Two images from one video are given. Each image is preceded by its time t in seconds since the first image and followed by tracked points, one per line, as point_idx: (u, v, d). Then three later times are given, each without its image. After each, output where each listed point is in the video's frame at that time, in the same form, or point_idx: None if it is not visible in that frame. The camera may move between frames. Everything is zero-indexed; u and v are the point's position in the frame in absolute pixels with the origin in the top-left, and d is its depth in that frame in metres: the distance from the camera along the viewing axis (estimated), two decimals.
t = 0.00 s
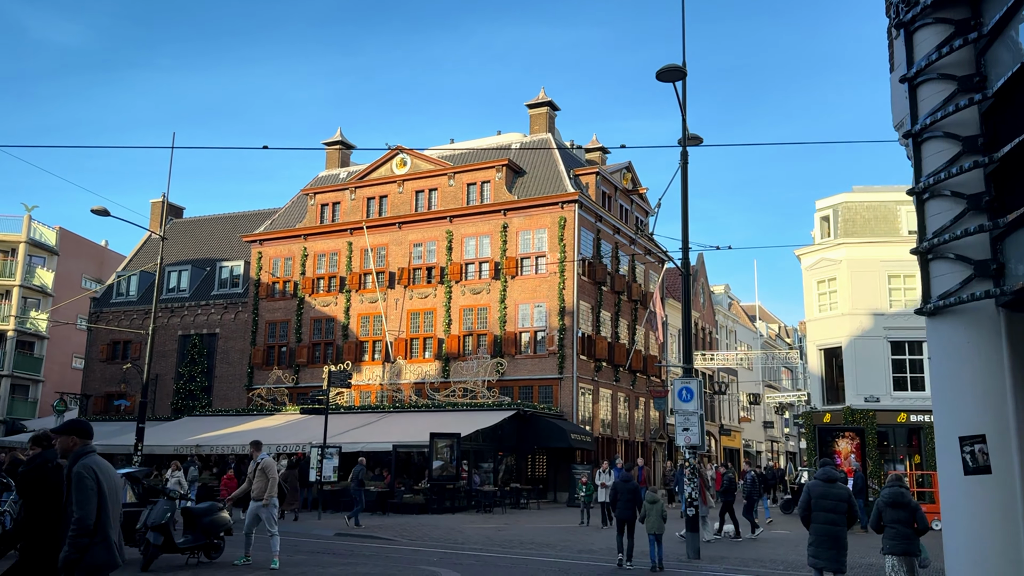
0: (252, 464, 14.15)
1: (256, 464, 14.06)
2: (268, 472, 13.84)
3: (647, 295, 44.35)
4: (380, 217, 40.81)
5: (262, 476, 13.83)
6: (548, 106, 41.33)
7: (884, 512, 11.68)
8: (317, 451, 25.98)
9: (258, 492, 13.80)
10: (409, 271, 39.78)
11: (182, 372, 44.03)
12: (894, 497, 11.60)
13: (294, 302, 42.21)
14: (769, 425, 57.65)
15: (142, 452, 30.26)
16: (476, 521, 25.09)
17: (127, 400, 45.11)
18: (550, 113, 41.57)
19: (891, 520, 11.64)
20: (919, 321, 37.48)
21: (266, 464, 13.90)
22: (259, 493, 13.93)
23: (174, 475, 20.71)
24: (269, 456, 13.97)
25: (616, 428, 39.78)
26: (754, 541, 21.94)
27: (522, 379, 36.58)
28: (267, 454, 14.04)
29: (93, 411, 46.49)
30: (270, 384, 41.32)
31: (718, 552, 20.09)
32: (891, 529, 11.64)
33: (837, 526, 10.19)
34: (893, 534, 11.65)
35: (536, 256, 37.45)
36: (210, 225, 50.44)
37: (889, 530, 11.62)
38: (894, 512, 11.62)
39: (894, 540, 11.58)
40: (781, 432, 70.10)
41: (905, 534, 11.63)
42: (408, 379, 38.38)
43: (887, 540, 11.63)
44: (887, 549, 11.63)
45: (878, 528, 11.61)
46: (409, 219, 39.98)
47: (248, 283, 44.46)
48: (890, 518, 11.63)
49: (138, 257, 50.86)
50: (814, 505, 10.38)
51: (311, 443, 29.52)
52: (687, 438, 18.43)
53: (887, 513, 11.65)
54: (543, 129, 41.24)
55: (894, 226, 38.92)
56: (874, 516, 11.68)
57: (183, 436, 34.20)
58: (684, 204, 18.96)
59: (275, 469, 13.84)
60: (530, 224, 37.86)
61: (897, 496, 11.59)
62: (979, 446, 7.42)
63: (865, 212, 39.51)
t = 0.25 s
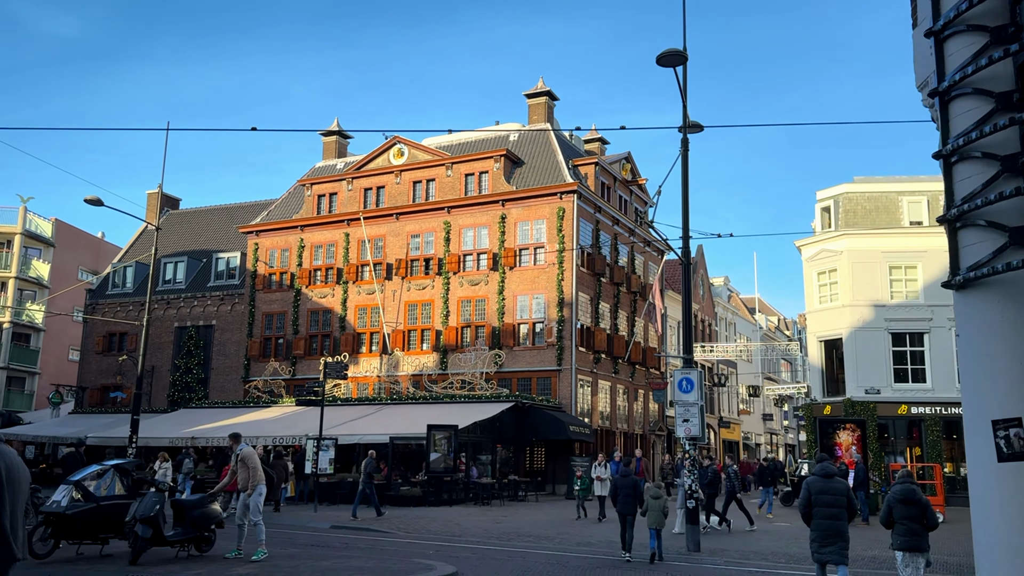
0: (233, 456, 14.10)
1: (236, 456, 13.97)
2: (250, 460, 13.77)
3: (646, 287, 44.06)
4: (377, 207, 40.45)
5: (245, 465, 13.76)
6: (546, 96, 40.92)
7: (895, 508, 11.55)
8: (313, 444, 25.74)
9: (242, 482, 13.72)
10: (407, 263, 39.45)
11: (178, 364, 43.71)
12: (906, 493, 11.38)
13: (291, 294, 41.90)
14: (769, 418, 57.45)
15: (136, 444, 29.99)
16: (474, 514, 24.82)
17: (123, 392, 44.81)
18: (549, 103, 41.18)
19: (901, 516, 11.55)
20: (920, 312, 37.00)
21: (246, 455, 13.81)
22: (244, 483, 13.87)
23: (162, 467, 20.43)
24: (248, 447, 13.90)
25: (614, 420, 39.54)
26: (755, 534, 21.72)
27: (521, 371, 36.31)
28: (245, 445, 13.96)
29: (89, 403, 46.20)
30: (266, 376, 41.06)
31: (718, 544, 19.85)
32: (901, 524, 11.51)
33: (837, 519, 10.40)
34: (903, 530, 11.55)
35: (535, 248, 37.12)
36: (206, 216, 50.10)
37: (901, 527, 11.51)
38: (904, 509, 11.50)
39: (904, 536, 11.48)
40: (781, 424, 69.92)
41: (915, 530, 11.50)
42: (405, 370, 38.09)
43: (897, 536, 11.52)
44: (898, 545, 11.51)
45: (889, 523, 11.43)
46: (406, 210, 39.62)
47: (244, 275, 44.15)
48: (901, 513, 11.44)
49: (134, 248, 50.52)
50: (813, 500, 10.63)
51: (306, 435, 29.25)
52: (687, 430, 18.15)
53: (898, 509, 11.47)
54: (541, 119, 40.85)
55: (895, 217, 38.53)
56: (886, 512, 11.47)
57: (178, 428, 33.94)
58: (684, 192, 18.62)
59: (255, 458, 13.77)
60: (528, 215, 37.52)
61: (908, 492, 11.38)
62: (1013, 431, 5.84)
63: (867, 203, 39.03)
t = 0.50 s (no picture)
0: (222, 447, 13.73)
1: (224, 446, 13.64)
2: (238, 452, 13.43)
3: (645, 277, 43.77)
4: (373, 197, 40.08)
5: (233, 457, 13.43)
6: (544, 84, 40.51)
7: (902, 494, 11.45)
8: (308, 435, 25.48)
9: (230, 474, 13.39)
10: (404, 253, 39.10)
11: (173, 355, 43.40)
12: (913, 481, 11.29)
13: (286, 284, 41.57)
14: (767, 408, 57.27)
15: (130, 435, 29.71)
16: (471, 505, 24.56)
17: (118, 383, 44.51)
18: (547, 91, 40.76)
19: (908, 504, 11.41)
20: (920, 302, 36.91)
21: (234, 446, 13.49)
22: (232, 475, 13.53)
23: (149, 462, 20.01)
24: (236, 437, 13.57)
25: (612, 411, 39.31)
26: (754, 526, 21.50)
27: (518, 362, 36.04)
28: (233, 436, 13.64)
29: (84, 394, 45.89)
30: (262, 366, 40.78)
31: (717, 536, 19.62)
32: (908, 511, 11.41)
33: (830, 506, 10.97)
34: (909, 517, 11.47)
35: (533, 238, 36.79)
36: (201, 206, 49.70)
37: (908, 514, 11.40)
38: (910, 496, 11.41)
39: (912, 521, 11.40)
40: (779, 415, 69.77)
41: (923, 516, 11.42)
42: (402, 361, 37.81)
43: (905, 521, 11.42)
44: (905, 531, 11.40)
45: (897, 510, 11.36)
46: (403, 199, 39.25)
47: (239, 265, 43.80)
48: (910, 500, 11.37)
49: (129, 238, 50.13)
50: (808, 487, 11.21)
51: (302, 426, 28.98)
52: (686, 421, 17.89)
53: (905, 496, 11.40)
54: (539, 107, 40.45)
55: (896, 206, 38.31)
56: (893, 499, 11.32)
57: (172, 419, 33.67)
58: (684, 179, 18.26)
59: (244, 449, 13.43)
60: (526, 204, 37.17)
61: (915, 479, 11.33)
62: None
63: (867, 191, 38.78)
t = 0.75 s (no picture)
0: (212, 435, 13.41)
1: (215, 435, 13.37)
2: (230, 441, 13.18)
3: (643, 265, 43.46)
4: (368, 183, 39.69)
5: (223, 446, 13.17)
6: (541, 69, 40.06)
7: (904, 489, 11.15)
8: (301, 423, 25.22)
9: (220, 464, 13.11)
10: (399, 240, 38.71)
11: (167, 343, 43.09)
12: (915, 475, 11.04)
13: (281, 272, 41.23)
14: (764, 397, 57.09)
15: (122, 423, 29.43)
16: (466, 494, 24.31)
17: (112, 371, 44.20)
18: (544, 76, 40.34)
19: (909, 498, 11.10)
20: (919, 291, 36.67)
21: (226, 435, 13.24)
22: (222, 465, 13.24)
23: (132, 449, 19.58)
24: (228, 426, 13.32)
25: (609, 399, 39.10)
26: (752, 516, 21.28)
27: (515, 350, 35.77)
28: (225, 425, 13.37)
29: (77, 382, 45.59)
30: (256, 355, 40.50)
31: (714, 526, 19.39)
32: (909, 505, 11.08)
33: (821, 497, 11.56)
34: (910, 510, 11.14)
35: (529, 225, 36.44)
36: (195, 192, 49.27)
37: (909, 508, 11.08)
38: (911, 490, 11.11)
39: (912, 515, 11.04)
40: (776, 403, 69.64)
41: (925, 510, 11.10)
42: (397, 350, 37.53)
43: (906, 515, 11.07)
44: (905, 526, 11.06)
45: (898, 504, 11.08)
46: (398, 186, 38.83)
47: (233, 252, 43.44)
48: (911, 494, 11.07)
49: (122, 225, 49.72)
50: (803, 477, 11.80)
51: (295, 414, 28.72)
52: (684, 409, 17.61)
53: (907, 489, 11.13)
54: (536, 92, 40.03)
55: (895, 193, 37.92)
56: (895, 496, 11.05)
57: (166, 407, 33.36)
58: (682, 163, 17.91)
59: (236, 438, 13.18)
60: (522, 191, 36.80)
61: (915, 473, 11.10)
62: None
63: (866, 178, 38.37)
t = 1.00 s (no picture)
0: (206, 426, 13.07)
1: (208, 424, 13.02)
2: (225, 433, 12.90)
3: (638, 254, 43.17)
4: (361, 171, 39.26)
5: (217, 437, 12.86)
6: (536, 56, 39.62)
7: (896, 474, 11.42)
8: (291, 413, 24.93)
9: (210, 454, 12.76)
10: (392, 228, 38.34)
11: (158, 332, 42.68)
12: (907, 461, 11.29)
13: (272, 260, 40.84)
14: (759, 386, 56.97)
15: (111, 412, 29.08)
16: (459, 484, 24.04)
17: (102, 359, 43.80)
18: (539, 63, 39.92)
19: (902, 483, 11.33)
20: (915, 280, 36.50)
21: (221, 425, 12.95)
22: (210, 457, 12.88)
23: (114, 439, 19.23)
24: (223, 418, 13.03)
25: (604, 389, 38.89)
26: (747, 506, 21.07)
27: (508, 339, 35.49)
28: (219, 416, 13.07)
29: (67, 370, 45.18)
30: (248, 343, 40.16)
31: (709, 516, 19.16)
32: (902, 491, 11.34)
33: (818, 485, 12.24)
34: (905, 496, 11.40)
35: (523, 213, 36.09)
36: (186, 180, 48.77)
37: (902, 494, 11.31)
38: (905, 475, 11.34)
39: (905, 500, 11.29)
40: (770, 392, 69.55)
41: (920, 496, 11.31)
42: (390, 339, 37.22)
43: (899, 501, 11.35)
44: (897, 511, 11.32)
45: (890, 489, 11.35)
46: (391, 174, 38.43)
47: (225, 240, 43.03)
48: (904, 480, 11.34)
49: (112, 212, 49.22)
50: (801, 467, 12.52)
51: (286, 404, 28.41)
52: (679, 399, 17.34)
53: (899, 475, 11.39)
54: (530, 79, 39.61)
55: (892, 181, 37.58)
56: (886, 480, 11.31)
57: (156, 396, 33.02)
58: (678, 148, 17.58)
59: (232, 430, 12.92)
60: (516, 179, 36.42)
61: (908, 458, 11.35)
62: None
63: (862, 166, 38.00)
